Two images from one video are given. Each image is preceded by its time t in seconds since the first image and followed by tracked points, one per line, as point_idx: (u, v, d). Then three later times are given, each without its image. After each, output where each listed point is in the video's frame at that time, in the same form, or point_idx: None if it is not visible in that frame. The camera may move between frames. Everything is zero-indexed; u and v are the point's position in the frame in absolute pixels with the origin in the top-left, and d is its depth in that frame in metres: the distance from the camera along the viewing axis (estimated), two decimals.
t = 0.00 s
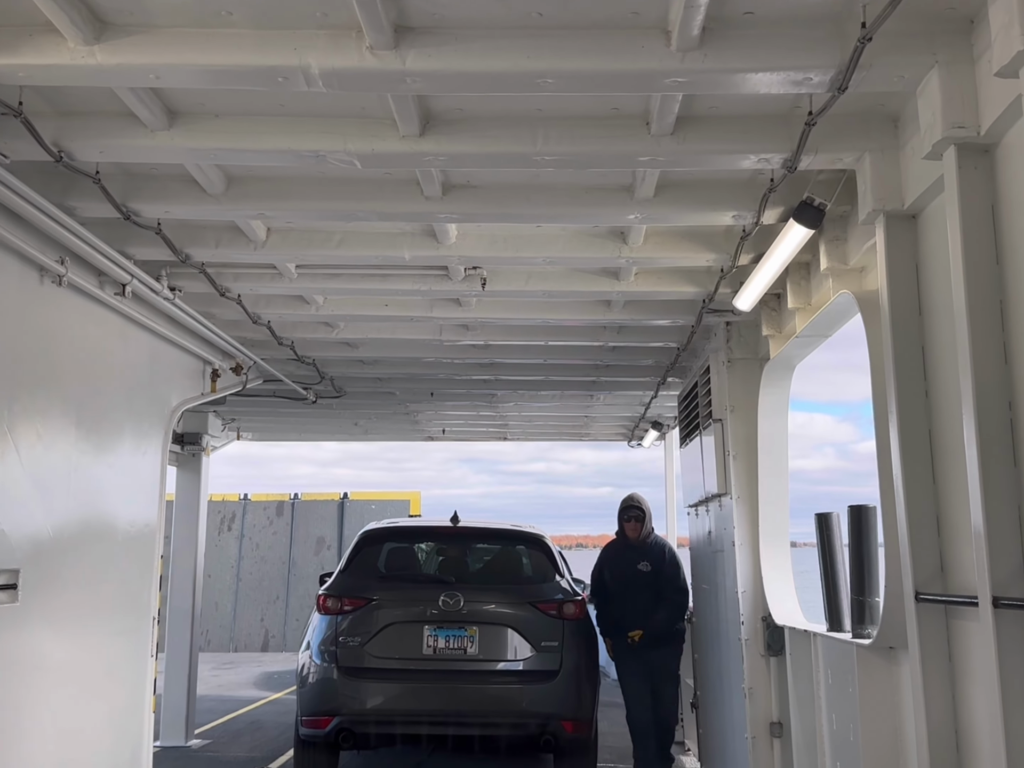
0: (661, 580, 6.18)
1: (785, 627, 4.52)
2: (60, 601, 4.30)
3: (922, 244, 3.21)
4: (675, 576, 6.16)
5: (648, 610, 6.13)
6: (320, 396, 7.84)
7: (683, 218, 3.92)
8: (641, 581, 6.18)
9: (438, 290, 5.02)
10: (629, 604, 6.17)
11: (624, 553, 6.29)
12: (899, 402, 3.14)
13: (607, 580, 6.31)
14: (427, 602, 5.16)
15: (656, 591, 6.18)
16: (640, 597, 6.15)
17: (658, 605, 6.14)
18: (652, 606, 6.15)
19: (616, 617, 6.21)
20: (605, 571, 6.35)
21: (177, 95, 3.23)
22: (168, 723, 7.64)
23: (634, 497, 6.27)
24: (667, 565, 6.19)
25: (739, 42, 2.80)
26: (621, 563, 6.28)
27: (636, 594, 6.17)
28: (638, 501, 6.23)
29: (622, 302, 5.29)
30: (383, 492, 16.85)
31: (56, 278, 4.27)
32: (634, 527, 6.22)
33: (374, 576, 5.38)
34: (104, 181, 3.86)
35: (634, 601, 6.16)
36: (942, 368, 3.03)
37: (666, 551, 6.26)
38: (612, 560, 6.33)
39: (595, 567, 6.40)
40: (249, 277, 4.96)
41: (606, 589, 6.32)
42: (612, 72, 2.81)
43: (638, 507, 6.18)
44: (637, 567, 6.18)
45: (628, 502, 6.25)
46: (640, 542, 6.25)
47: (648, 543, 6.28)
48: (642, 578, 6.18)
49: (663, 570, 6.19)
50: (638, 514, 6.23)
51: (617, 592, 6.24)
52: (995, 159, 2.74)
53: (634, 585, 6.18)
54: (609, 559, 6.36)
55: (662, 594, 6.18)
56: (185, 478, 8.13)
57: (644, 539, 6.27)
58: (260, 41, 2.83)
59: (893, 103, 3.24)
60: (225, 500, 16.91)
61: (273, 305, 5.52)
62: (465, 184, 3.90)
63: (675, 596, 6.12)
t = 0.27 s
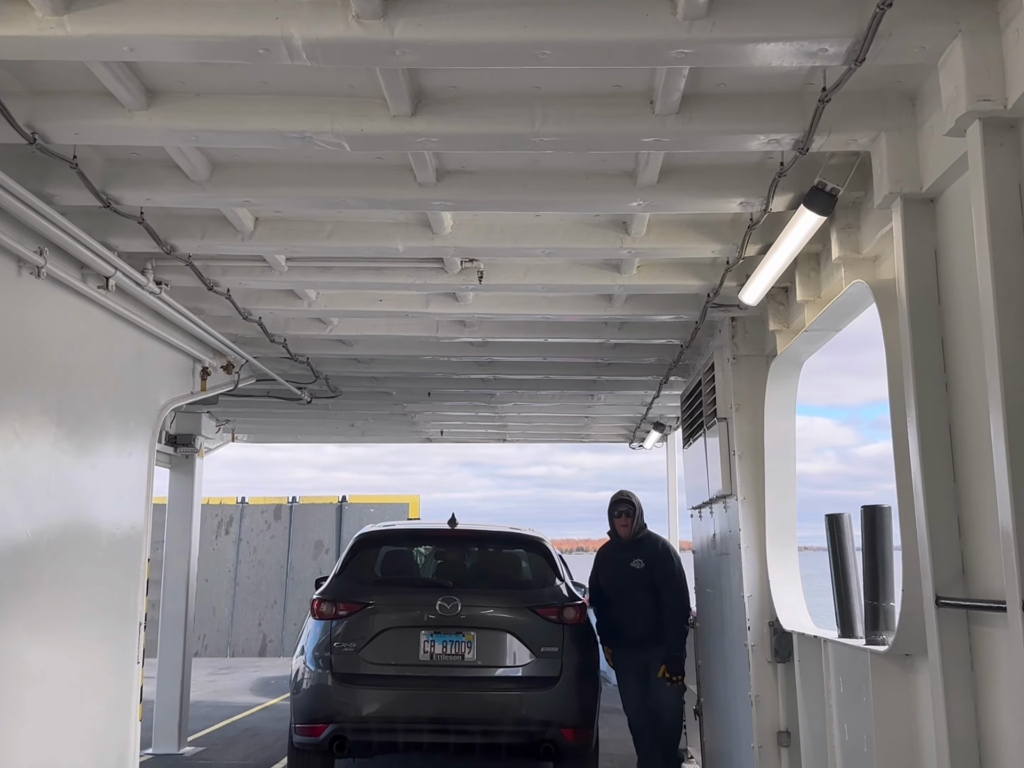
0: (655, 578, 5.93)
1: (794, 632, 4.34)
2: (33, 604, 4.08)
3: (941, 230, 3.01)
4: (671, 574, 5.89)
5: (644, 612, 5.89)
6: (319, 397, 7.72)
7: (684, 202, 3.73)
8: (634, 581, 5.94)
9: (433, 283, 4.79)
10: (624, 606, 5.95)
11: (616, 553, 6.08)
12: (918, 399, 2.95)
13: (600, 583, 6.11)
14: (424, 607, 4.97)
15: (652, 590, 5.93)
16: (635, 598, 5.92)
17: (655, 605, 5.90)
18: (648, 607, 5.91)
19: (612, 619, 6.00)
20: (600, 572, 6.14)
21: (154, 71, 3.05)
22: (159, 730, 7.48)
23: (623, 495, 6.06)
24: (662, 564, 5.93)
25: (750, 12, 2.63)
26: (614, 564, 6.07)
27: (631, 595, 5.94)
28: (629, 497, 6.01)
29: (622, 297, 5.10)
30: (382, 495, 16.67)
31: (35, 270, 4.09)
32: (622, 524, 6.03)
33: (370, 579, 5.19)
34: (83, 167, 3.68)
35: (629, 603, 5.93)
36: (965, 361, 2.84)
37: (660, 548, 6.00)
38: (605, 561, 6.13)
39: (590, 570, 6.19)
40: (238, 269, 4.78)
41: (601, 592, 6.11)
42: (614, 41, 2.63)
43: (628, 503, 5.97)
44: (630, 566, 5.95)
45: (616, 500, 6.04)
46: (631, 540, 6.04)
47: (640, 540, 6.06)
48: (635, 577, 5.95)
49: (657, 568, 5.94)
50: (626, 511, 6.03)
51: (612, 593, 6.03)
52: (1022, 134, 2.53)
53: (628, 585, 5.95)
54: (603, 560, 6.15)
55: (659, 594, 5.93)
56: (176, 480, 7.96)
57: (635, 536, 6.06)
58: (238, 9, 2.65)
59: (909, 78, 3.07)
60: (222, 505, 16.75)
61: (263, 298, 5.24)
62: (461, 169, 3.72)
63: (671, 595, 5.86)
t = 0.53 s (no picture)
0: (650, 578, 6.17)
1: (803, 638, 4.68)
2: (27, 610, 4.19)
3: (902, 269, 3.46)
4: (664, 575, 6.09)
5: (640, 610, 6.16)
6: (321, 398, 8.09)
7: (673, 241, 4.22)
8: (629, 580, 6.22)
9: (442, 303, 5.36)
10: (622, 604, 6.23)
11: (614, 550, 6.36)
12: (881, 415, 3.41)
13: (603, 578, 6.41)
14: (422, 611, 5.50)
15: (647, 589, 6.19)
16: (630, 596, 6.20)
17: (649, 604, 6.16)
18: (644, 605, 6.16)
19: (614, 615, 6.31)
20: (603, 567, 6.44)
21: (199, 128, 3.49)
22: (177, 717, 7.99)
23: (622, 494, 6.28)
24: (657, 563, 6.14)
25: (720, 84, 3.03)
26: (612, 561, 6.35)
27: (627, 593, 6.21)
28: (625, 496, 6.23)
29: (618, 313, 5.56)
30: (386, 497, 17.07)
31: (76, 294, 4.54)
32: (619, 521, 6.27)
33: (371, 583, 5.73)
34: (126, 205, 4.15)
35: (625, 601, 6.21)
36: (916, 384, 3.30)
37: (656, 548, 6.19)
38: (605, 557, 6.42)
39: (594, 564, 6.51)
40: (263, 291, 5.37)
41: (603, 588, 6.41)
42: (604, 110, 3.04)
43: (626, 501, 6.21)
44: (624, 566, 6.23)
45: (614, 497, 6.28)
46: (627, 537, 6.28)
47: (636, 538, 6.28)
48: (630, 576, 6.21)
49: (651, 568, 6.16)
50: (623, 508, 6.26)
51: (610, 591, 6.33)
52: (960, 190, 3.01)
53: (625, 584, 6.23)
54: (605, 555, 6.44)
55: (654, 592, 6.17)
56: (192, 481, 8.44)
57: (631, 534, 6.29)
58: (278, 81, 3.06)
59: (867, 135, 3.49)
60: (220, 506, 17.20)
61: (283, 320, 5.92)
62: (468, 205, 4.17)
63: (664, 596, 6.05)
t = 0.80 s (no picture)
0: (654, 583, 5.96)
1: (812, 642, 4.49)
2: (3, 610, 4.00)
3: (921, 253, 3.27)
4: (670, 581, 5.87)
5: (644, 615, 5.97)
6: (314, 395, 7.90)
7: (678, 227, 4.03)
8: (633, 584, 6.02)
9: (436, 294, 5.18)
10: (624, 608, 6.04)
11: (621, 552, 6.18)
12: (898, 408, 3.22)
13: (610, 579, 6.22)
14: (417, 614, 5.32)
15: (650, 595, 5.98)
16: (633, 601, 6.00)
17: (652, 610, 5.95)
18: (647, 611, 5.96)
19: (617, 619, 6.12)
20: (610, 569, 6.26)
21: (178, 104, 3.30)
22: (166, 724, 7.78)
23: (635, 493, 6.14)
24: (664, 568, 5.93)
25: (730, 53, 2.84)
26: (619, 563, 6.17)
27: (630, 598, 6.02)
28: (636, 496, 6.12)
29: (619, 306, 5.37)
30: (383, 497, 16.90)
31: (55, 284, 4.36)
32: (630, 522, 6.10)
33: (364, 585, 5.54)
34: (104, 190, 3.97)
35: (628, 606, 6.02)
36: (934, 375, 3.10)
37: (664, 552, 5.97)
38: (614, 558, 6.24)
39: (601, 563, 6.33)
40: (250, 282, 5.17)
41: (607, 590, 6.23)
42: (605, 80, 2.85)
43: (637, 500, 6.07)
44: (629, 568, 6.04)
45: (626, 495, 6.13)
46: (636, 539, 6.11)
47: (646, 540, 6.09)
48: (635, 580, 6.01)
49: (655, 573, 5.95)
50: (634, 508, 6.10)
51: (614, 594, 6.14)
52: (984, 166, 2.81)
53: (629, 588, 6.03)
54: (614, 556, 6.25)
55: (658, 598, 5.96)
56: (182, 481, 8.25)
57: (640, 536, 6.11)
58: (258, 51, 2.88)
59: (883, 114, 3.30)
60: (217, 507, 16.99)
61: (274, 311, 5.69)
62: (463, 189, 3.98)
63: (667, 604, 5.84)
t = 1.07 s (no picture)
0: (664, 585, 5.78)
1: (822, 646, 4.30)
2: None
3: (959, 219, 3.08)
4: (682, 583, 5.70)
5: (650, 616, 5.78)
6: (308, 391, 7.71)
7: (684, 211, 3.84)
8: (641, 584, 5.83)
9: (431, 284, 4.98)
10: (629, 608, 5.85)
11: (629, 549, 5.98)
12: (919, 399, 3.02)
13: (614, 577, 6.02)
14: (411, 616, 5.13)
15: (657, 597, 5.80)
16: (640, 602, 5.81)
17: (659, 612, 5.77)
18: (653, 614, 5.78)
19: (617, 620, 5.92)
20: (612, 568, 6.05)
21: (154, 75, 3.12)
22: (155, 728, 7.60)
23: (651, 488, 5.94)
24: (675, 569, 5.75)
25: (742, 17, 2.66)
26: (627, 561, 5.97)
27: (637, 598, 5.83)
28: (653, 490, 5.93)
29: (621, 297, 5.18)
30: (381, 497, 16.72)
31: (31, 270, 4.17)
32: (643, 518, 5.91)
33: (357, 586, 5.35)
34: (80, 170, 3.78)
35: (634, 607, 5.83)
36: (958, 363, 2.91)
37: (677, 553, 5.80)
38: (620, 555, 6.03)
39: (602, 559, 6.12)
40: (237, 271, 4.99)
41: (609, 589, 6.04)
42: (608, 46, 2.66)
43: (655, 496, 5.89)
44: (639, 567, 5.85)
45: (642, 490, 5.94)
46: (647, 537, 5.91)
47: (657, 539, 5.91)
48: (644, 580, 5.82)
49: (666, 574, 5.77)
50: (650, 504, 5.90)
51: (619, 592, 5.94)
52: (1013, 138, 2.63)
53: (637, 588, 5.84)
54: (620, 554, 6.05)
55: (667, 600, 5.78)
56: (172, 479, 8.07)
57: (652, 533, 5.92)
58: (236, 13, 2.69)
59: (903, 88, 3.12)
60: (212, 506, 16.79)
61: (264, 302, 5.51)
62: (457, 170, 3.80)
63: (676, 608, 5.67)
